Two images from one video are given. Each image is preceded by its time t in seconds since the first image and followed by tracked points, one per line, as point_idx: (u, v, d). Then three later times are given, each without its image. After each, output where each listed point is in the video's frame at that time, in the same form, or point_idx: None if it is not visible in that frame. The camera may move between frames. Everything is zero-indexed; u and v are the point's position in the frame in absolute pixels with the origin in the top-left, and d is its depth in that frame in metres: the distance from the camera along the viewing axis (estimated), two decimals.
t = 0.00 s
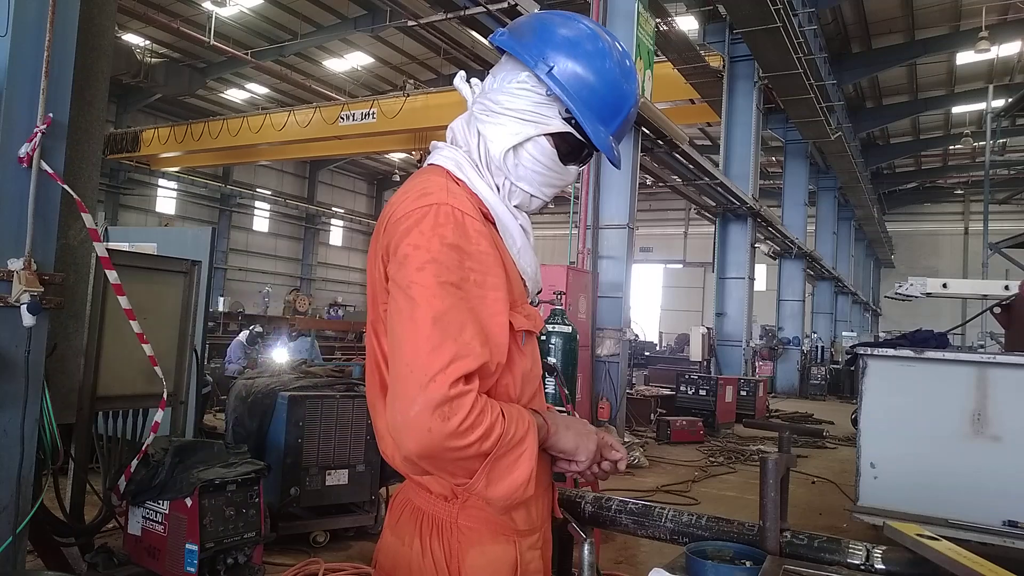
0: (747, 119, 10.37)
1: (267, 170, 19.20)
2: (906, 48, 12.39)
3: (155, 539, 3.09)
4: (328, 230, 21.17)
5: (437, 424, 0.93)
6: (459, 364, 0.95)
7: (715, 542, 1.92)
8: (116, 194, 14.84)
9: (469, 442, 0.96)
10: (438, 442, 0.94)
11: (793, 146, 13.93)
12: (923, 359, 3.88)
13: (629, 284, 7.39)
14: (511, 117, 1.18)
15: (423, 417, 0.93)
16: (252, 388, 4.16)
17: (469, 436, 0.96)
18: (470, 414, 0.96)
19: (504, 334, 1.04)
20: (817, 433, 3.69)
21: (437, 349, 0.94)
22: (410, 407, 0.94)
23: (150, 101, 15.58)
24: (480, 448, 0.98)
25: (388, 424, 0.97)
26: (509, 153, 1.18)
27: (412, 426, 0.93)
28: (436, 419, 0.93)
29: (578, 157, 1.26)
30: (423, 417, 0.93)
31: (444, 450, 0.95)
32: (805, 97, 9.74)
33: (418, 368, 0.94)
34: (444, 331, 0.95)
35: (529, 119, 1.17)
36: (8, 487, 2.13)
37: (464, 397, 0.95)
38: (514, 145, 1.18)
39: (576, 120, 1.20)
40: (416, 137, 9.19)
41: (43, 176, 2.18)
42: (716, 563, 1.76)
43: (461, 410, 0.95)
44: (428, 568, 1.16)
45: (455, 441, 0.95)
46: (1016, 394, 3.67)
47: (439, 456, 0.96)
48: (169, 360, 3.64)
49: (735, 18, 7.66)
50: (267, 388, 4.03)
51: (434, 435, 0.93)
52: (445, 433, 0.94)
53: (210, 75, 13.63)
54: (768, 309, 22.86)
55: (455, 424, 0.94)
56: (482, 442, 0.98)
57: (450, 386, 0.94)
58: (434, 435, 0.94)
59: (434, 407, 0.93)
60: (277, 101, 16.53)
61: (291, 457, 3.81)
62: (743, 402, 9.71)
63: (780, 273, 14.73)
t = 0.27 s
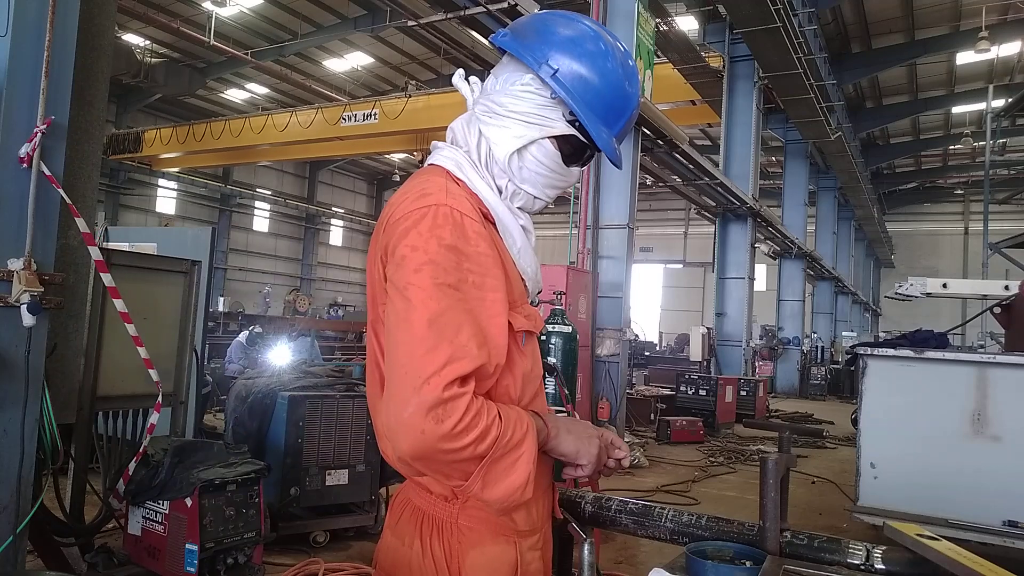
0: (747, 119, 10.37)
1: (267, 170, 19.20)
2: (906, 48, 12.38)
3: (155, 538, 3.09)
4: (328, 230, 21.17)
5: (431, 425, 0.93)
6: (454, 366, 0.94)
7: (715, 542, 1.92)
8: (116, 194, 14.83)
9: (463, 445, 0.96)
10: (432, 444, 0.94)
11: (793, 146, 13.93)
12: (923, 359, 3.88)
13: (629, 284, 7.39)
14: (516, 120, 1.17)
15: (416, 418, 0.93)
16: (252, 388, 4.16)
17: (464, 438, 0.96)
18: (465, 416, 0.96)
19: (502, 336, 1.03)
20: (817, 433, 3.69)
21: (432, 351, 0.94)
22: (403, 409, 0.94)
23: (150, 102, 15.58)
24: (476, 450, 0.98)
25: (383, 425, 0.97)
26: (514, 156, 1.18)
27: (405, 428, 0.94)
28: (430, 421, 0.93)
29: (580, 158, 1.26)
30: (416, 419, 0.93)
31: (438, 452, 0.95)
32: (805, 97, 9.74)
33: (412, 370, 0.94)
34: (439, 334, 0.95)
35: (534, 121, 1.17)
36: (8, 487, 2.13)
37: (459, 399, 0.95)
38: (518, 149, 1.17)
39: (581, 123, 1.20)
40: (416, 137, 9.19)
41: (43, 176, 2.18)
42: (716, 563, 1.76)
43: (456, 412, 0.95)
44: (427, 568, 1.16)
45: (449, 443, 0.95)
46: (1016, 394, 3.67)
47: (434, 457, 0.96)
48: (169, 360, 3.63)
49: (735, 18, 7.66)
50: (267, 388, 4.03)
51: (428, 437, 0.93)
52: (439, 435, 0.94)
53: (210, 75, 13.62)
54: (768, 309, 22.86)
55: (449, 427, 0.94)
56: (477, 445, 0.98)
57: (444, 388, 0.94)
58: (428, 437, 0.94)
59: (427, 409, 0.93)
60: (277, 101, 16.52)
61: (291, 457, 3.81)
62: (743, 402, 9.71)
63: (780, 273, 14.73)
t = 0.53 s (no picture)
0: (747, 119, 10.37)
1: (267, 170, 19.19)
2: (906, 48, 12.38)
3: (155, 538, 3.09)
4: (328, 230, 21.17)
5: (426, 428, 0.93)
6: (452, 368, 0.94)
7: (715, 542, 1.92)
8: (116, 194, 14.81)
9: (460, 448, 0.96)
10: (428, 446, 0.94)
11: (793, 146, 13.93)
12: (923, 359, 3.88)
13: (629, 284, 7.39)
14: (519, 122, 1.17)
15: (412, 420, 0.93)
16: (252, 388, 4.16)
17: (460, 440, 0.96)
18: (461, 419, 0.96)
19: (501, 338, 1.03)
20: (817, 433, 3.69)
21: (429, 353, 0.94)
22: (400, 410, 0.94)
23: (150, 102, 15.58)
24: (473, 452, 0.98)
25: (380, 427, 0.98)
26: (518, 159, 1.18)
27: (401, 429, 0.94)
28: (425, 423, 0.94)
29: (581, 160, 1.26)
30: (412, 421, 0.93)
31: (434, 454, 0.95)
32: (805, 97, 9.74)
33: (409, 371, 0.94)
34: (437, 336, 0.95)
35: (537, 125, 1.17)
36: (8, 486, 2.14)
37: (455, 402, 0.95)
38: (521, 152, 1.17)
39: (584, 127, 1.20)
40: (416, 137, 9.19)
41: (43, 176, 2.18)
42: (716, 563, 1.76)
43: (452, 414, 0.95)
44: (427, 569, 1.16)
45: (445, 445, 0.95)
46: (1017, 394, 3.67)
47: (430, 459, 0.96)
48: (169, 360, 3.63)
49: (735, 18, 7.66)
50: (267, 388, 4.03)
51: (423, 439, 0.93)
52: (434, 437, 0.94)
53: (210, 75, 13.62)
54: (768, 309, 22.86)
55: (445, 429, 0.94)
56: (474, 447, 0.98)
57: (440, 391, 0.94)
58: (424, 440, 0.94)
59: (423, 411, 0.93)
60: (277, 101, 16.52)
61: (292, 457, 3.81)
62: (743, 402, 9.71)
63: (780, 273, 14.74)
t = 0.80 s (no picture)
0: (747, 119, 10.37)
1: (268, 170, 19.20)
2: (906, 48, 12.38)
3: (155, 538, 3.09)
4: (328, 230, 21.16)
5: (426, 428, 0.93)
6: (453, 368, 0.94)
7: (716, 542, 1.92)
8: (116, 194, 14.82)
9: (460, 448, 0.96)
10: (427, 446, 0.94)
11: (793, 146, 13.92)
12: (923, 359, 3.88)
13: (629, 284, 7.40)
14: (520, 123, 1.17)
15: (411, 421, 0.93)
16: (252, 388, 4.16)
17: (461, 440, 0.96)
18: (461, 419, 0.96)
19: (503, 338, 1.03)
20: (817, 433, 3.69)
21: (429, 353, 0.94)
22: (400, 410, 0.94)
23: (151, 102, 15.58)
24: (474, 453, 0.98)
25: (380, 427, 0.98)
26: (518, 160, 1.18)
27: (402, 429, 0.94)
28: (426, 423, 0.93)
29: (581, 161, 1.26)
30: (411, 421, 0.93)
31: (434, 454, 0.95)
32: (805, 97, 9.74)
33: (409, 371, 0.94)
34: (438, 336, 0.95)
35: (538, 126, 1.17)
36: (8, 486, 2.13)
37: (455, 402, 0.95)
38: (523, 153, 1.17)
39: (585, 128, 1.20)
40: (417, 138, 9.20)
41: (43, 176, 2.18)
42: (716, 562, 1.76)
43: (452, 414, 0.95)
44: (427, 568, 1.16)
45: (445, 445, 0.94)
46: (1017, 394, 3.66)
47: (431, 459, 0.96)
48: (169, 361, 3.63)
49: (735, 18, 7.67)
50: (268, 388, 4.03)
51: (423, 439, 0.94)
52: (434, 437, 0.94)
53: (210, 75, 13.61)
54: (768, 309, 22.87)
55: (445, 429, 0.94)
56: (475, 448, 0.98)
57: (441, 391, 0.94)
58: (424, 439, 0.94)
59: (423, 411, 0.93)
60: (276, 101, 16.52)
61: (292, 457, 3.82)
62: (743, 402, 9.71)
63: (780, 273, 14.74)
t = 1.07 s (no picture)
0: (748, 119, 10.37)
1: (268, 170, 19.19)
2: (906, 48, 12.38)
3: (155, 538, 3.09)
4: (328, 230, 21.15)
5: (425, 427, 0.94)
6: (452, 367, 0.94)
7: (716, 542, 1.92)
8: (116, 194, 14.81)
9: (459, 447, 0.96)
10: (426, 445, 0.94)
11: (793, 146, 13.92)
12: (923, 359, 3.88)
13: (629, 284, 7.40)
14: (519, 123, 1.17)
15: (410, 420, 0.93)
16: (252, 388, 4.16)
17: (460, 440, 0.96)
18: (460, 418, 0.95)
19: (503, 337, 1.03)
20: (817, 433, 3.69)
21: (428, 352, 0.94)
22: (399, 409, 0.95)
23: (150, 102, 15.57)
24: (473, 452, 0.98)
25: (380, 426, 0.98)
26: (518, 160, 1.18)
27: (401, 428, 0.94)
28: (424, 423, 0.94)
29: (580, 162, 1.27)
30: (410, 420, 0.93)
31: (432, 454, 0.95)
32: (805, 97, 9.74)
33: (408, 371, 0.94)
34: (437, 334, 0.95)
35: (537, 127, 1.17)
36: (8, 487, 2.13)
37: (453, 402, 0.95)
38: (522, 153, 1.17)
39: (584, 129, 1.20)
40: (417, 138, 9.20)
41: (43, 176, 2.18)
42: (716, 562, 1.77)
43: (450, 414, 0.95)
44: (427, 568, 1.17)
45: (443, 444, 0.95)
46: (1016, 394, 3.67)
47: (429, 458, 0.97)
48: (169, 361, 3.63)
49: (735, 18, 7.66)
50: (268, 388, 4.03)
51: (421, 438, 0.94)
52: (432, 436, 0.94)
53: (210, 75, 13.60)
54: (768, 309, 22.87)
55: (443, 428, 0.94)
56: (473, 447, 0.98)
57: (439, 390, 0.94)
58: (422, 438, 0.94)
59: (422, 411, 0.93)
60: (276, 101, 16.52)
61: (292, 457, 3.81)
62: (743, 402, 9.71)
63: (780, 273, 14.74)
